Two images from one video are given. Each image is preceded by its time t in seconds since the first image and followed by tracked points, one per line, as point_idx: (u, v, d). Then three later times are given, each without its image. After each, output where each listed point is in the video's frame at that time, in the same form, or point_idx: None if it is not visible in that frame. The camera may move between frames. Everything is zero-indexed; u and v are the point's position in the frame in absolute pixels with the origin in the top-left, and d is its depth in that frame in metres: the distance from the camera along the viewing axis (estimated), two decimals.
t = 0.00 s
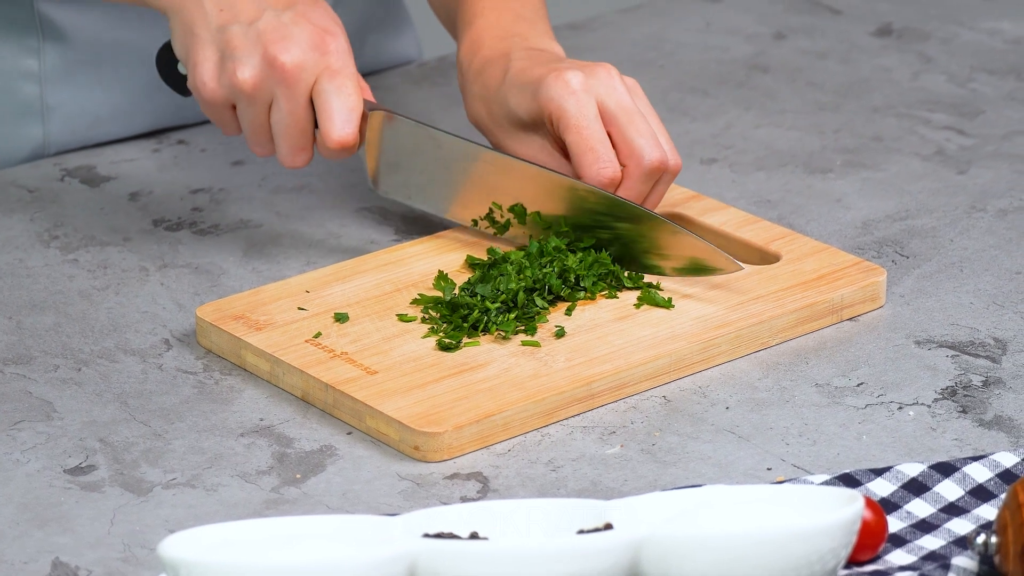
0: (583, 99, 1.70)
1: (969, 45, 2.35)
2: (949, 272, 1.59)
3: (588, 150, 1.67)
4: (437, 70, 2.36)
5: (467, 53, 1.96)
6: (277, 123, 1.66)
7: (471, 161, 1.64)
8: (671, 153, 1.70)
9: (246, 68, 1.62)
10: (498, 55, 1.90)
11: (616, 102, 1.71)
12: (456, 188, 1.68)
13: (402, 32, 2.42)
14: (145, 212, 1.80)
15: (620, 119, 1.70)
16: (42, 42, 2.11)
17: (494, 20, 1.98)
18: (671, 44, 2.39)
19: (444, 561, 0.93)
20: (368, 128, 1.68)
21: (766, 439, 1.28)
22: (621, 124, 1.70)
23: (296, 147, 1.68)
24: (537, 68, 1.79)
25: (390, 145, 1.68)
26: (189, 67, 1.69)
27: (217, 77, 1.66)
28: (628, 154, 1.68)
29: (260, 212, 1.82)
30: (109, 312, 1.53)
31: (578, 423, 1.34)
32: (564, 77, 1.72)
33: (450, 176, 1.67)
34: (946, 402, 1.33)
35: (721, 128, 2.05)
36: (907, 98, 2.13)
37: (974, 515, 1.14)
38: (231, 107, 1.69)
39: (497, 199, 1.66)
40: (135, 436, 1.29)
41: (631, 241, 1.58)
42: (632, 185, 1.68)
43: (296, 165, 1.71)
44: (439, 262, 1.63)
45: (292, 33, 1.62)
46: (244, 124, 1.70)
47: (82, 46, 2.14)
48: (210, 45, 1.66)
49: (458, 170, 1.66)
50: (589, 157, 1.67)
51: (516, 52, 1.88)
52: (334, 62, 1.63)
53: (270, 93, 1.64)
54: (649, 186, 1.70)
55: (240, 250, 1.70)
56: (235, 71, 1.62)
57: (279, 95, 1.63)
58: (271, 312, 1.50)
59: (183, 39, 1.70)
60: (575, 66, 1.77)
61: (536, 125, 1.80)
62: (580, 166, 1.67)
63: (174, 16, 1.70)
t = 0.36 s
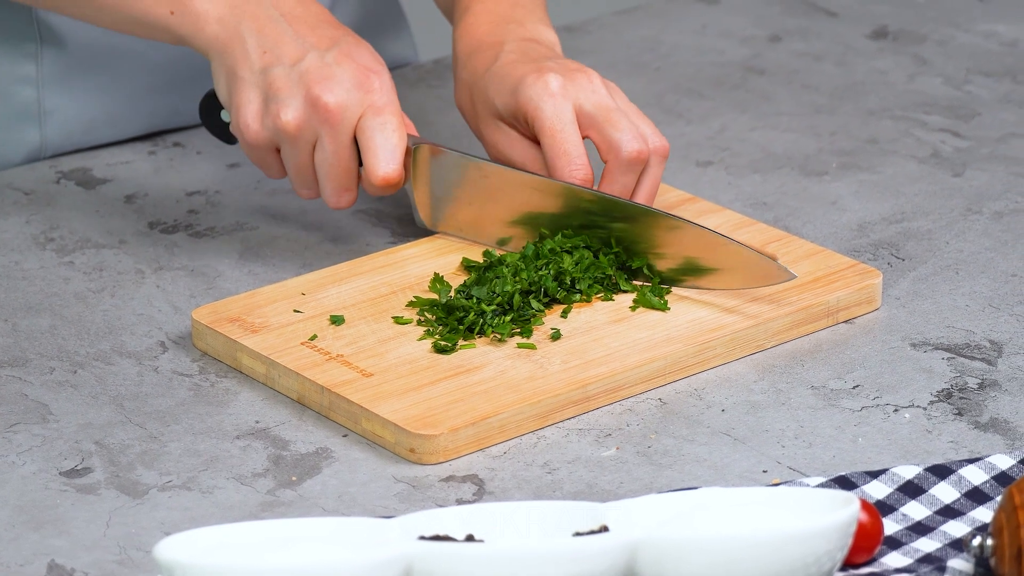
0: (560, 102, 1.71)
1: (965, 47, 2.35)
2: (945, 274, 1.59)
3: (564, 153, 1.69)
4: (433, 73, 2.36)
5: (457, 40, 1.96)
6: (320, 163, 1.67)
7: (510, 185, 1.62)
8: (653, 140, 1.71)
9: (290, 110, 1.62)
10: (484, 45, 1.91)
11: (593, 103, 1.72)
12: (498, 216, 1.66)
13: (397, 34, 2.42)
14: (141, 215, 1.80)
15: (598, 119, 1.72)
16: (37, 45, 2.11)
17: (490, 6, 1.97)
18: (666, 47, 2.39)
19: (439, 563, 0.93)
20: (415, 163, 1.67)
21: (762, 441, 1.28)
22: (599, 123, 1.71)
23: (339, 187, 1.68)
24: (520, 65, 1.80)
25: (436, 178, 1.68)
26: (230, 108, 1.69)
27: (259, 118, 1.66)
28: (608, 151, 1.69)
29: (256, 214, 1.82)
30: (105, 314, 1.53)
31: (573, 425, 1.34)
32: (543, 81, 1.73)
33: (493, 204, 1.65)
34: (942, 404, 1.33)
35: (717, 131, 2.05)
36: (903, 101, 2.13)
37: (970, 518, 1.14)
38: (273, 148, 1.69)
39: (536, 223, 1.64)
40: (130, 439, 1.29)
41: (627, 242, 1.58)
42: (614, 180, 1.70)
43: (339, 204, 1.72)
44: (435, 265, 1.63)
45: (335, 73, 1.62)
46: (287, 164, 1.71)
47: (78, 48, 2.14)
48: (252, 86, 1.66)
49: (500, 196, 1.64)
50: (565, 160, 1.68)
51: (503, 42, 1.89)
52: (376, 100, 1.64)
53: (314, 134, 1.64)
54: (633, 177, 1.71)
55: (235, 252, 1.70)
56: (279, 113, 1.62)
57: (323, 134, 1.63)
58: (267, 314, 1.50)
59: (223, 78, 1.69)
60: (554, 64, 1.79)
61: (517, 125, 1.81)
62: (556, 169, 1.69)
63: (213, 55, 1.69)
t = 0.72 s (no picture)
0: (587, 97, 1.70)
1: (960, 49, 2.35)
2: (940, 277, 1.60)
3: (582, 150, 1.68)
4: (428, 75, 2.36)
5: (484, 35, 1.94)
6: (262, 119, 1.67)
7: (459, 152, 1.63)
8: (669, 160, 1.70)
9: (223, 70, 1.62)
10: (512, 43, 1.88)
11: (620, 103, 1.71)
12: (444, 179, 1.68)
13: (393, 37, 2.42)
14: (136, 217, 1.80)
15: (621, 121, 1.71)
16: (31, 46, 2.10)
17: (511, 10, 1.95)
18: (661, 49, 2.39)
19: (435, 565, 0.93)
20: (350, 119, 1.66)
21: (757, 443, 1.28)
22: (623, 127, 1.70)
23: (283, 140, 1.69)
24: (547, 60, 1.79)
25: (373, 135, 1.67)
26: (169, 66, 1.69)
27: (196, 79, 1.66)
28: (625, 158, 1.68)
29: (251, 216, 1.82)
30: (100, 317, 1.53)
31: (568, 427, 1.34)
32: (573, 73, 1.71)
33: (438, 167, 1.67)
34: (937, 406, 1.33)
35: (712, 133, 2.05)
36: (898, 103, 2.13)
37: (965, 520, 1.14)
38: (215, 104, 1.70)
39: (485, 189, 1.67)
40: (126, 441, 1.29)
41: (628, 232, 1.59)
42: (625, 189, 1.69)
43: (286, 156, 1.72)
44: (430, 267, 1.63)
45: (265, 30, 1.60)
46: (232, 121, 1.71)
47: (72, 51, 2.14)
48: (188, 46, 1.65)
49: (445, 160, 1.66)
50: (583, 156, 1.67)
51: (531, 39, 1.87)
52: (310, 57, 1.61)
53: (250, 92, 1.64)
54: (644, 188, 1.70)
55: (231, 254, 1.71)
56: (212, 73, 1.63)
57: (259, 93, 1.63)
58: (263, 316, 1.50)
59: (161, 37, 1.69)
60: (588, 57, 1.77)
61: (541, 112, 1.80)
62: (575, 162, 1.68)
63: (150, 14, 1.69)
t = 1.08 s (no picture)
0: (597, 98, 1.70)
1: (956, 52, 2.35)
2: (935, 279, 1.60)
3: (591, 151, 1.67)
4: (424, 78, 2.36)
5: (487, 38, 1.94)
6: (301, 148, 1.67)
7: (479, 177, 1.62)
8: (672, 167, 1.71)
9: (270, 95, 1.63)
10: (516, 45, 1.88)
11: (628, 106, 1.71)
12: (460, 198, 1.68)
13: (388, 40, 2.42)
14: (132, 220, 1.80)
15: (628, 124, 1.70)
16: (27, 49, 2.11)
17: (515, 12, 1.97)
18: (657, 52, 2.39)
19: (430, 569, 0.94)
20: (392, 153, 1.66)
21: (753, 446, 1.28)
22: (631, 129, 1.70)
23: (319, 174, 1.69)
24: (554, 62, 1.79)
25: (413, 167, 1.67)
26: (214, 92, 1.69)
27: (241, 102, 1.66)
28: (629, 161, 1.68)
29: (247, 219, 1.82)
30: (96, 320, 1.53)
31: (564, 430, 1.34)
32: (580, 74, 1.71)
33: (477, 201, 1.66)
34: (932, 409, 1.33)
35: (708, 136, 2.05)
36: (894, 106, 2.13)
37: (961, 523, 1.14)
38: (255, 133, 1.69)
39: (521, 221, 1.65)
40: (122, 443, 1.29)
41: (624, 242, 1.57)
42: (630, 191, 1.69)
43: (320, 191, 1.72)
44: (425, 270, 1.63)
45: (319, 60, 1.63)
46: (270, 150, 1.71)
47: (68, 54, 2.14)
48: (236, 71, 1.66)
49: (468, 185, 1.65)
50: (594, 154, 1.67)
51: (536, 42, 1.87)
52: (360, 89, 1.63)
53: (295, 120, 1.64)
54: (646, 194, 1.70)
55: (227, 257, 1.71)
56: (260, 97, 1.63)
57: (304, 120, 1.63)
58: (258, 319, 1.50)
59: (208, 63, 1.70)
60: (595, 61, 1.77)
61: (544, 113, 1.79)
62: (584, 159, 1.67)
63: (199, 40, 1.69)
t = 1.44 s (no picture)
0: (624, 117, 1.71)
1: (952, 54, 2.35)
2: (931, 282, 1.60)
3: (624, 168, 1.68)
4: (420, 80, 2.36)
5: (495, 45, 1.94)
6: (300, 131, 1.67)
7: (486, 157, 1.62)
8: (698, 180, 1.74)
9: (263, 81, 1.62)
10: (527, 57, 1.88)
11: (653, 125, 1.72)
12: (463, 185, 1.68)
13: (383, 42, 2.42)
14: (128, 222, 1.80)
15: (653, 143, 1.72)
16: (23, 50, 2.11)
17: (516, 20, 1.97)
18: (653, 54, 2.39)
19: (424, 571, 0.94)
20: (391, 134, 1.66)
21: (749, 448, 1.28)
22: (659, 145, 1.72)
23: (321, 153, 1.68)
24: (574, 78, 1.79)
25: (415, 148, 1.66)
26: (207, 82, 1.69)
27: (234, 91, 1.66)
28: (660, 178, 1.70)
29: (243, 221, 1.82)
30: (91, 322, 1.53)
31: (560, 432, 1.34)
32: (607, 93, 1.72)
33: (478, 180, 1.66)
34: (928, 411, 1.33)
35: (704, 138, 2.05)
36: (890, 108, 2.14)
37: (957, 525, 1.14)
38: (252, 118, 1.69)
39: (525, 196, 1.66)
40: (118, 446, 1.29)
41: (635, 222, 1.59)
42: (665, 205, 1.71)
43: (323, 170, 1.72)
44: (421, 272, 1.63)
45: (307, 41, 1.61)
46: (268, 133, 1.71)
47: (64, 56, 2.14)
48: (226, 59, 1.66)
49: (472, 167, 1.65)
50: (631, 168, 1.68)
51: (547, 55, 1.88)
52: (350, 68, 1.62)
53: (290, 103, 1.64)
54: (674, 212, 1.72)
55: (222, 259, 1.71)
56: (253, 85, 1.62)
57: (300, 103, 1.63)
58: (253, 321, 1.50)
59: (199, 54, 1.69)
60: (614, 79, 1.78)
61: (569, 128, 1.79)
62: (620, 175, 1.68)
63: (188, 31, 1.69)
